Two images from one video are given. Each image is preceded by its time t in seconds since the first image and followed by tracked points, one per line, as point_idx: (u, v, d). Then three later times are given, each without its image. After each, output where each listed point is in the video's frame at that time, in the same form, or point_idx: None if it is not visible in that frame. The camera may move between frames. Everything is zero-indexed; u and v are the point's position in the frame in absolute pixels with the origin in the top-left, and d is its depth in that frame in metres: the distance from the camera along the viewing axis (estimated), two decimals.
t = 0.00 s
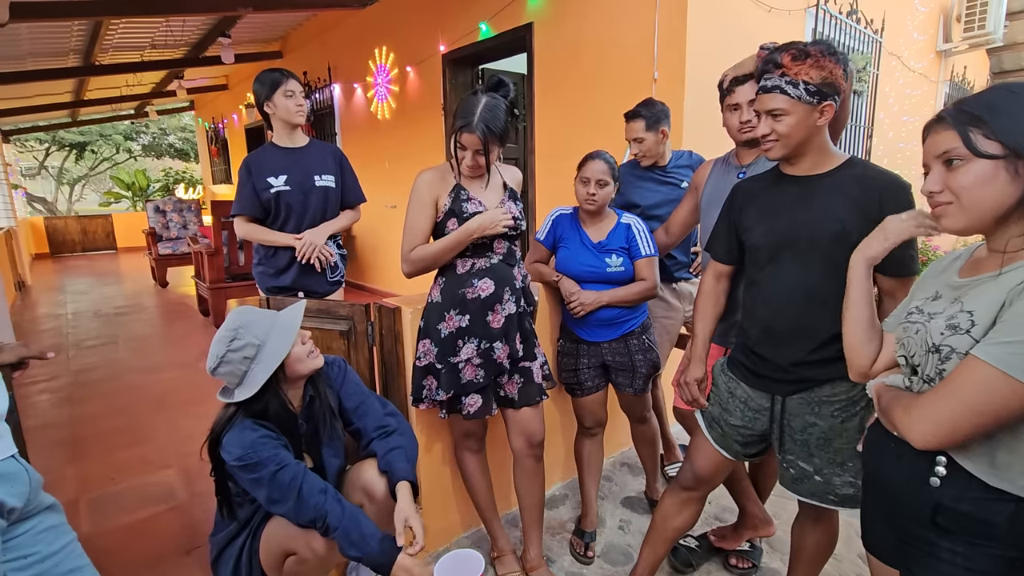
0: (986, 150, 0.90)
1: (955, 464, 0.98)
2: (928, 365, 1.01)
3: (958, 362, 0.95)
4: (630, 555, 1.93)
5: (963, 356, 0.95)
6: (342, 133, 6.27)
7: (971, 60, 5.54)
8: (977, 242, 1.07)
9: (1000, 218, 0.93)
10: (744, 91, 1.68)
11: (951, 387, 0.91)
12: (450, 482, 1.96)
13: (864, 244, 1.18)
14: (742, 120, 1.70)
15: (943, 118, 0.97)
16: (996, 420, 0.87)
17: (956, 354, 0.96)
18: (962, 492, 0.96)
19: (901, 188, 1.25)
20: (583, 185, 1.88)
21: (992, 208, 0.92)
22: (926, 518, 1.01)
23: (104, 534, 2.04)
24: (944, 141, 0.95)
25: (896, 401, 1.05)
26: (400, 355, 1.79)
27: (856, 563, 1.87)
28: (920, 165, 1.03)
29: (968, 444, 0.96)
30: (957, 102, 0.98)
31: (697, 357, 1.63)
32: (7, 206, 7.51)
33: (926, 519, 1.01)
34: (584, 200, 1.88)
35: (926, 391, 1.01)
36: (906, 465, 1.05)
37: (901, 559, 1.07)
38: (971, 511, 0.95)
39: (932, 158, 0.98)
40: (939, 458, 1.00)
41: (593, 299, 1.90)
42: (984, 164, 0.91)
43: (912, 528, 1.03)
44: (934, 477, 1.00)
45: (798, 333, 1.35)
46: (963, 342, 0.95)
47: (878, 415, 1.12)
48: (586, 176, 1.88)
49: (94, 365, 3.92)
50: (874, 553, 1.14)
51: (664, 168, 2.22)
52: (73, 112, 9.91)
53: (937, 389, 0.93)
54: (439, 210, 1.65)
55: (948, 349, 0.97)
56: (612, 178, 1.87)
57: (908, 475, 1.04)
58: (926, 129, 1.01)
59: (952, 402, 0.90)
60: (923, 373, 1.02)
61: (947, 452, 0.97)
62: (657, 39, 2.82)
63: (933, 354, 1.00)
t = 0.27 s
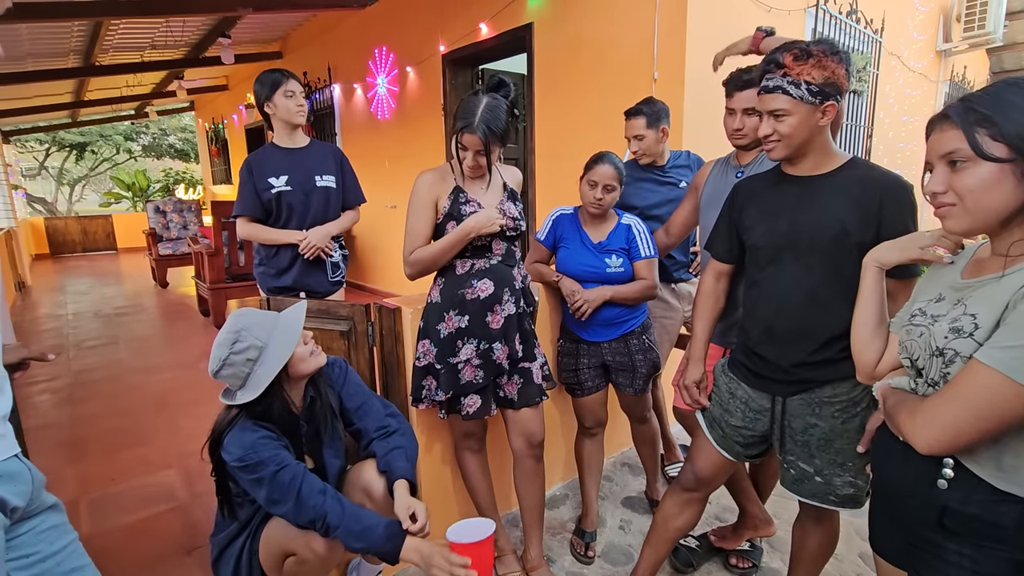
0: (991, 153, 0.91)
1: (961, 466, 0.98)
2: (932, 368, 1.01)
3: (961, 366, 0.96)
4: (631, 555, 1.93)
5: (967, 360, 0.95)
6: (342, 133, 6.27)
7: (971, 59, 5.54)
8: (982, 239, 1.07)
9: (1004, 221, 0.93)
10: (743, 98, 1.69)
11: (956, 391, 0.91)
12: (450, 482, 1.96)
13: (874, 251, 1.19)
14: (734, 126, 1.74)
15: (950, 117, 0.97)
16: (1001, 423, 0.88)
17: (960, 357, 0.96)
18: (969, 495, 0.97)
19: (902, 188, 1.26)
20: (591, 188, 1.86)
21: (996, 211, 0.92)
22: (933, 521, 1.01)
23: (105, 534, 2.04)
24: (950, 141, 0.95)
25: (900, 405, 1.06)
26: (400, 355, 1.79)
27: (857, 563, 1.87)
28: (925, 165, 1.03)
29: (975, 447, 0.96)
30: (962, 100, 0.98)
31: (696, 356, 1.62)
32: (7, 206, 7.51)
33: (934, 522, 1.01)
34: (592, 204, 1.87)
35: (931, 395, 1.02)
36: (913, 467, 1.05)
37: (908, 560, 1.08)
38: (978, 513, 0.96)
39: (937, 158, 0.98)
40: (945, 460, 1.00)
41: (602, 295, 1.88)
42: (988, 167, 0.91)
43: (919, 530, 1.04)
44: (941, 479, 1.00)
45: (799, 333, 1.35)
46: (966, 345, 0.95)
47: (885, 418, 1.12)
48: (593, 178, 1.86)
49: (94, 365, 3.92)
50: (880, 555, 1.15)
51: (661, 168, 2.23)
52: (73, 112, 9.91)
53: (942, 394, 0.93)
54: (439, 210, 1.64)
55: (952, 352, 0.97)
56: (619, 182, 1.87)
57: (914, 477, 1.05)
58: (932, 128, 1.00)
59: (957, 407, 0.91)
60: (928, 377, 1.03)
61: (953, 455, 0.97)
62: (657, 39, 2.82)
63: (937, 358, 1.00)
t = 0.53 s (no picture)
0: (992, 154, 0.90)
1: (967, 467, 0.98)
2: (936, 370, 1.02)
3: (963, 367, 0.97)
4: (632, 555, 1.93)
5: (968, 361, 0.96)
6: (342, 133, 6.27)
7: (971, 59, 5.54)
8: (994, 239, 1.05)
9: (1006, 222, 0.93)
10: (735, 97, 1.71)
11: (956, 392, 0.91)
12: (450, 482, 1.96)
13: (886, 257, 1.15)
14: (728, 128, 1.75)
15: (951, 117, 0.97)
16: (997, 425, 0.88)
17: (961, 359, 0.97)
18: (975, 496, 0.97)
19: (904, 188, 1.26)
20: (598, 192, 1.84)
21: (999, 213, 0.92)
22: (940, 522, 1.02)
23: (105, 534, 2.04)
24: (950, 142, 0.95)
25: (905, 406, 1.07)
26: (400, 355, 1.79)
27: (857, 563, 1.87)
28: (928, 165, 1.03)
29: (980, 449, 0.96)
30: (966, 99, 0.97)
31: (697, 358, 1.62)
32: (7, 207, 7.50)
33: (941, 523, 1.02)
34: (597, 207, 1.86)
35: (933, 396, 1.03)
36: (919, 469, 1.06)
37: (914, 561, 1.08)
38: (984, 515, 0.96)
39: (939, 159, 0.98)
40: (952, 461, 1.00)
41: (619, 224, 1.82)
42: (990, 169, 0.91)
43: (927, 532, 1.04)
44: (947, 480, 1.00)
45: (800, 334, 1.35)
46: (967, 347, 0.96)
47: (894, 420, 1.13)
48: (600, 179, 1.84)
49: (95, 365, 3.92)
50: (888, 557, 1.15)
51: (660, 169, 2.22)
52: (73, 113, 9.91)
53: (941, 395, 0.94)
54: (439, 210, 1.64)
55: (954, 354, 0.98)
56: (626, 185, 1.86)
57: (921, 478, 1.05)
58: (936, 128, 1.00)
59: (954, 409, 0.91)
60: (931, 378, 1.03)
61: (959, 456, 0.98)
62: (657, 39, 2.82)
63: (940, 359, 1.01)
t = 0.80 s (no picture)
0: (998, 154, 0.91)
1: (975, 468, 0.99)
2: (942, 370, 1.02)
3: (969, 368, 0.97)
4: (631, 555, 1.93)
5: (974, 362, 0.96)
6: (343, 133, 6.28)
7: (971, 59, 5.54)
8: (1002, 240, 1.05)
9: (1013, 223, 0.94)
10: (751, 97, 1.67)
11: (961, 393, 0.91)
12: (450, 482, 1.96)
13: (893, 257, 1.15)
14: (740, 125, 1.72)
15: (956, 117, 0.97)
16: (1002, 427, 0.88)
17: (967, 359, 0.97)
18: (984, 497, 0.97)
19: (904, 188, 1.26)
20: (601, 190, 1.85)
21: (1005, 212, 0.92)
22: (948, 523, 1.02)
23: (105, 535, 2.04)
24: (956, 142, 0.95)
25: (911, 406, 1.07)
26: (400, 355, 1.79)
27: (857, 563, 1.87)
28: (935, 165, 1.03)
29: (988, 450, 0.97)
30: (972, 98, 0.97)
31: (697, 360, 1.62)
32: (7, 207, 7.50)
33: (949, 524, 1.02)
34: (598, 205, 1.87)
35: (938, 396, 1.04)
36: (928, 470, 1.06)
37: (922, 562, 1.08)
38: (993, 516, 0.96)
39: (947, 159, 0.99)
40: (960, 462, 1.01)
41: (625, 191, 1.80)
42: (997, 169, 0.91)
43: (935, 533, 1.04)
44: (955, 481, 1.01)
45: (800, 334, 1.35)
46: (972, 347, 0.96)
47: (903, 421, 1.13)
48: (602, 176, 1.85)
49: (95, 366, 3.92)
50: (894, 559, 1.15)
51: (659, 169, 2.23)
52: (73, 114, 9.93)
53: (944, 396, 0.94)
54: (439, 211, 1.65)
55: (959, 354, 0.98)
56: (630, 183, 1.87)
57: (930, 479, 1.05)
58: (942, 128, 1.00)
59: (959, 409, 0.91)
60: (937, 379, 1.04)
61: (967, 457, 0.98)
62: (657, 39, 2.82)
63: (946, 360, 1.01)
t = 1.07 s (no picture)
0: (1006, 155, 0.91)
1: (981, 469, 0.98)
2: (949, 371, 1.03)
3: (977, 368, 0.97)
4: (632, 555, 1.93)
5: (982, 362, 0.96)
6: (343, 134, 6.28)
7: (971, 59, 5.54)
8: (1007, 241, 1.06)
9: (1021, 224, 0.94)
10: (749, 99, 1.70)
11: (969, 393, 0.91)
12: (450, 482, 1.96)
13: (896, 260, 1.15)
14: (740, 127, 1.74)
15: (963, 118, 0.97)
16: (1009, 428, 0.88)
17: (975, 360, 0.97)
18: (991, 498, 0.97)
19: (905, 188, 1.26)
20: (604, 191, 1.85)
21: (1012, 213, 0.92)
22: (954, 524, 1.02)
23: (106, 535, 2.04)
24: (964, 143, 0.95)
25: (917, 407, 1.07)
26: (401, 356, 1.79)
27: (858, 563, 1.87)
28: (942, 166, 1.03)
29: (995, 450, 0.96)
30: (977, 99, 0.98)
31: (695, 361, 1.62)
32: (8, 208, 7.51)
33: (955, 525, 1.02)
34: (599, 204, 1.87)
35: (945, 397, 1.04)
36: (933, 470, 1.06)
37: (926, 562, 1.08)
38: (1000, 517, 0.95)
39: (953, 160, 0.99)
40: (966, 463, 1.00)
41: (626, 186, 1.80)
42: (1005, 170, 0.91)
43: (940, 533, 1.05)
44: (961, 482, 1.01)
45: (800, 334, 1.35)
46: (981, 347, 0.96)
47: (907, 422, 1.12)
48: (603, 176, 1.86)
49: (95, 366, 3.93)
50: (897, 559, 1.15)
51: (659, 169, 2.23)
52: (73, 114, 9.93)
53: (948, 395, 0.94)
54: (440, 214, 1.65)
55: (967, 355, 0.99)
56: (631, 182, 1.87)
57: (936, 479, 1.05)
58: (949, 130, 1.01)
59: (968, 410, 0.91)
60: (945, 380, 1.04)
61: (974, 458, 0.98)
62: (657, 40, 2.82)
63: (953, 360, 1.01)
